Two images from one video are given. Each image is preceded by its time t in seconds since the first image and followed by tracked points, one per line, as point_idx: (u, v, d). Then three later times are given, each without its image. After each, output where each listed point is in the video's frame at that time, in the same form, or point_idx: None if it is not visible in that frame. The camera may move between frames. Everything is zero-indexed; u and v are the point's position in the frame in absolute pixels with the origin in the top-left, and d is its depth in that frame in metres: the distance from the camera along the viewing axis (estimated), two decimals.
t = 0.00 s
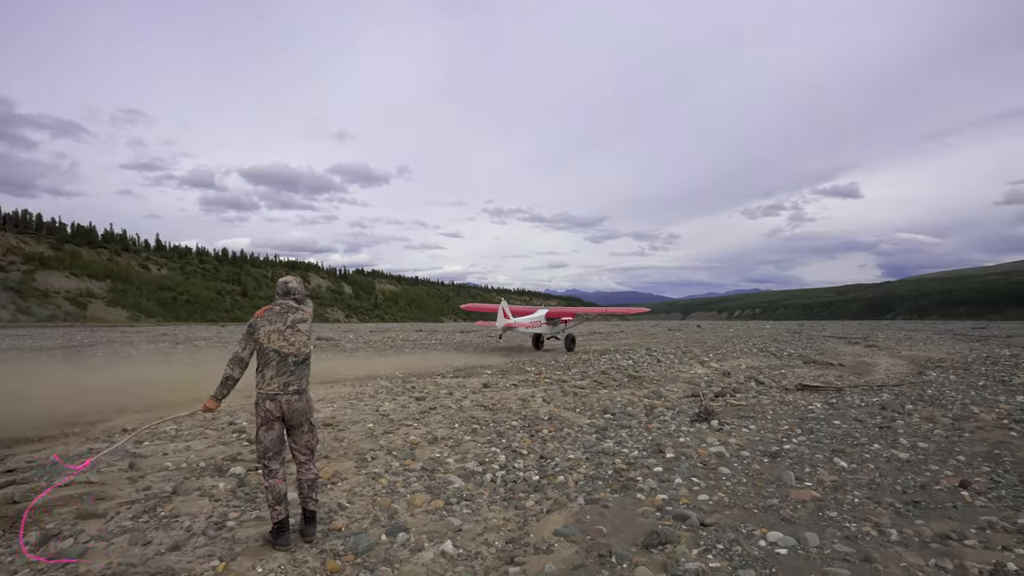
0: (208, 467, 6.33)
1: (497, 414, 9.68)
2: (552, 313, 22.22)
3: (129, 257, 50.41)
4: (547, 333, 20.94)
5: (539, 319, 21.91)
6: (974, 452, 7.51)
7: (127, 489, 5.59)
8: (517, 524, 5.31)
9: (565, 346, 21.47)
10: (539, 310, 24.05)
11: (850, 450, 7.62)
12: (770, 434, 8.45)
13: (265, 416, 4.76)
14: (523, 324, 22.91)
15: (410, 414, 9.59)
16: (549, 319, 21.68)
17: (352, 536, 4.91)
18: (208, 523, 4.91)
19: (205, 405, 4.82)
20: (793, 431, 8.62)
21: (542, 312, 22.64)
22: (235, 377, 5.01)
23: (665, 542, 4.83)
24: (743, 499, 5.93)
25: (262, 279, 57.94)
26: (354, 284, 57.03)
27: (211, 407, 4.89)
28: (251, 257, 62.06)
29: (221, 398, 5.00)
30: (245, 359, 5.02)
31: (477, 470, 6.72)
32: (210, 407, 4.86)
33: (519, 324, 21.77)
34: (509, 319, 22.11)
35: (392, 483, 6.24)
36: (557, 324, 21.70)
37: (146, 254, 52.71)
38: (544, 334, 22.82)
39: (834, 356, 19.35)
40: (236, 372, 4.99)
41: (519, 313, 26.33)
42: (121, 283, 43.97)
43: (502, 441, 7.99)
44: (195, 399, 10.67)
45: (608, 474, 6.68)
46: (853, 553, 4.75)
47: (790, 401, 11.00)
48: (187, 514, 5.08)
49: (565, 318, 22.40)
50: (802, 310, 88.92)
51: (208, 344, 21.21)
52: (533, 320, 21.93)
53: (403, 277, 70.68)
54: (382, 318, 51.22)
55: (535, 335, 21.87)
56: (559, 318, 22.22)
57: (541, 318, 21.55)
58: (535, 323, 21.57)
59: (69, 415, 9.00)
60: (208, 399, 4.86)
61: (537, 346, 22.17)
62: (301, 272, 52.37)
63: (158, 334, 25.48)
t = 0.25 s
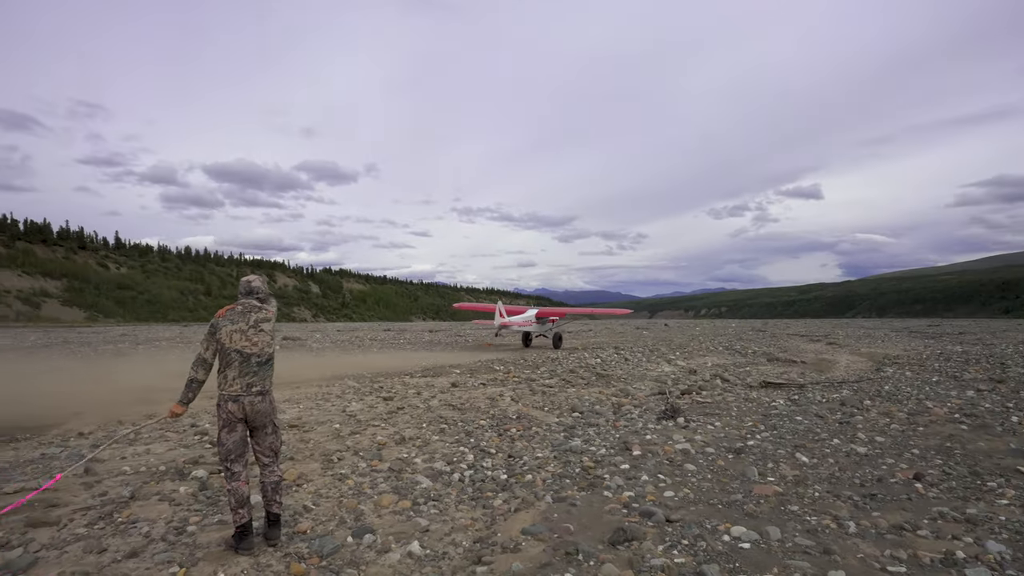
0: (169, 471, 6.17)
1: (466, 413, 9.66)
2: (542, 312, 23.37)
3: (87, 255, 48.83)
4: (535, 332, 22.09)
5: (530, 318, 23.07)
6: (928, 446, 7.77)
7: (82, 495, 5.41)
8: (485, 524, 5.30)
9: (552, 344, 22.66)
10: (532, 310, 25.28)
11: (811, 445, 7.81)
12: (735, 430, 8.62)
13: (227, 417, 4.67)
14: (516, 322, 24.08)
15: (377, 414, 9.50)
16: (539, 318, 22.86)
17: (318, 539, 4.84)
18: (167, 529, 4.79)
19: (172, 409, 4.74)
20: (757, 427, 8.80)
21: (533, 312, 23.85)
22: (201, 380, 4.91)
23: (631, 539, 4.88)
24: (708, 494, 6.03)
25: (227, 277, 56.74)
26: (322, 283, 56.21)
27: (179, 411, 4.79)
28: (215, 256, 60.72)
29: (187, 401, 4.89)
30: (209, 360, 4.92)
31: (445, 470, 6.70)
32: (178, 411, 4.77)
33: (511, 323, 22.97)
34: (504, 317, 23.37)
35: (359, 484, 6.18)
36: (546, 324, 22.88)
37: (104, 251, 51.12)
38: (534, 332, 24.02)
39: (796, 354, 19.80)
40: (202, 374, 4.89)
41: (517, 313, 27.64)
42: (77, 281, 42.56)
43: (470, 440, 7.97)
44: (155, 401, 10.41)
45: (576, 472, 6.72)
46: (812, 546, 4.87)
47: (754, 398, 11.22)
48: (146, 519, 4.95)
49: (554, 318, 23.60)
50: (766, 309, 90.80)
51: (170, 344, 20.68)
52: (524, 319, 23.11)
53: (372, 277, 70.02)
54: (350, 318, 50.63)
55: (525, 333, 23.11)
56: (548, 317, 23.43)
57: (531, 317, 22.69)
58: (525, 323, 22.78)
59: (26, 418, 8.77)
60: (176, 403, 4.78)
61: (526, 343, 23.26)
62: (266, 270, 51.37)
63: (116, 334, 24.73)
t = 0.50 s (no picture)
0: (132, 477, 6.01)
1: (438, 415, 9.61)
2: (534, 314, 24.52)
3: (48, 254, 47.37)
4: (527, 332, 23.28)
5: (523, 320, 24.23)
6: (890, 443, 7.98)
7: (40, 503, 5.24)
8: (457, 526, 5.28)
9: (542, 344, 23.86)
10: (524, 312, 26.46)
11: (779, 443, 7.96)
12: (705, 429, 8.74)
13: (192, 423, 4.57)
14: (509, 324, 25.29)
15: (348, 416, 9.40)
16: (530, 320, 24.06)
17: (286, 544, 4.76)
18: (130, 536, 4.67)
19: (141, 416, 4.66)
20: (727, 426, 8.93)
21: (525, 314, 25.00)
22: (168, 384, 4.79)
23: (603, 539, 4.90)
24: (679, 494, 6.10)
25: (195, 278, 55.58)
26: (293, 283, 55.38)
27: (146, 417, 4.69)
28: (182, 256, 59.43)
29: (154, 407, 4.77)
30: (174, 364, 4.81)
31: (417, 472, 6.66)
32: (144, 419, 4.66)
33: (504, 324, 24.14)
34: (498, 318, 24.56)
35: (329, 488, 6.10)
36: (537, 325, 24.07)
37: (67, 250, 49.68)
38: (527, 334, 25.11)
39: (764, 354, 20.15)
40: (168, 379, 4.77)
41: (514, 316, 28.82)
42: (37, 282, 41.26)
43: (442, 442, 7.94)
44: (119, 404, 10.16)
45: (548, 473, 6.73)
46: (780, 543, 4.96)
47: (724, 397, 11.40)
48: (108, 527, 4.82)
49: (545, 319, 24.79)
50: (736, 310, 92.25)
51: (135, 345, 20.18)
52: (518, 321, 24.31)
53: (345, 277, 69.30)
54: (322, 319, 50.03)
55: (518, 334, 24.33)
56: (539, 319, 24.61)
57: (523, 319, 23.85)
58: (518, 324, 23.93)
59: None
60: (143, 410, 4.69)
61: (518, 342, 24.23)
62: (236, 270, 50.40)
63: (80, 336, 24.06)
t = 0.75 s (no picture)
0: (106, 482, 5.91)
1: (420, 417, 9.57)
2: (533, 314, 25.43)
3: (20, 255, 46.31)
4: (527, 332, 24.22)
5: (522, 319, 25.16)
6: (866, 440, 8.11)
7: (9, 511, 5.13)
8: (438, 528, 5.26)
9: (541, 343, 24.88)
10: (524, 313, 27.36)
11: (759, 442, 8.05)
12: (686, 429, 8.81)
13: (168, 427, 4.51)
14: (509, 324, 26.22)
15: (329, 419, 9.32)
16: (529, 320, 25.03)
17: (265, 549, 4.71)
18: (103, 544, 4.58)
19: (116, 421, 4.58)
20: (707, 426, 9.01)
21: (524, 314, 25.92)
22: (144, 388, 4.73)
23: (584, 539, 4.92)
24: (659, 493, 6.14)
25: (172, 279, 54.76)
26: (273, 285, 54.69)
27: (122, 423, 4.61)
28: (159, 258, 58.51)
29: (129, 411, 4.70)
30: (150, 368, 4.74)
31: (397, 474, 6.63)
32: (120, 424, 4.58)
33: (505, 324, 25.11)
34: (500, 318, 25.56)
35: (309, 491, 6.04)
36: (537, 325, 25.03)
37: (40, 251, 48.66)
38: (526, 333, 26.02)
39: (744, 353, 20.35)
40: (144, 382, 4.71)
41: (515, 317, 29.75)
42: (9, 283, 40.33)
43: (424, 444, 7.91)
44: (93, 409, 9.96)
45: (530, 474, 6.74)
46: (758, 541, 5.01)
47: (704, 397, 11.50)
48: (80, 534, 4.73)
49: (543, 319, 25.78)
50: (716, 310, 93.15)
51: (110, 348, 19.81)
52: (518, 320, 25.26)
53: (326, 279, 68.76)
54: (303, 321, 49.60)
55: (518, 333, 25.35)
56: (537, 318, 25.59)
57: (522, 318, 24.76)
58: (518, 324, 24.89)
59: None
60: (119, 416, 4.61)
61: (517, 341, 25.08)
62: (215, 271, 49.62)
63: (53, 340, 23.53)
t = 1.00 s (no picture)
0: (91, 486, 5.85)
1: (410, 417, 9.55)
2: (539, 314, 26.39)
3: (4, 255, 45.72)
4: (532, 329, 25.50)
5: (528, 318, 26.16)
6: (853, 437, 8.18)
7: None
8: (428, 529, 5.26)
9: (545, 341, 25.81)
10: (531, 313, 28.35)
11: (747, 440, 8.10)
12: (676, 428, 8.85)
13: (154, 429, 4.47)
14: (516, 323, 27.25)
15: (318, 420, 9.27)
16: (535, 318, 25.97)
17: (253, 551, 4.69)
18: (88, 548, 4.54)
19: (100, 424, 4.53)
20: (697, 424, 9.05)
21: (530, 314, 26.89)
22: (129, 390, 4.68)
23: (573, 538, 4.93)
24: (649, 491, 6.16)
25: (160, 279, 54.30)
26: (262, 285, 54.30)
27: (107, 425, 4.56)
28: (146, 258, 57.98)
29: (114, 413, 4.65)
30: (135, 369, 4.70)
31: (387, 475, 6.61)
32: (105, 427, 4.53)
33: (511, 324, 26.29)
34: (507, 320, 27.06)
35: (298, 492, 6.01)
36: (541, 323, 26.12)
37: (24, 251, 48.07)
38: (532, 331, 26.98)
39: (733, 352, 20.46)
40: (129, 384, 4.66)
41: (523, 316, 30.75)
42: None
43: (414, 444, 7.89)
44: (78, 412, 9.86)
45: (519, 473, 6.74)
46: (747, 538, 5.04)
47: (694, 395, 11.55)
48: (64, 539, 4.68)
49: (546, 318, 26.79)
50: (706, 309, 93.65)
51: (96, 349, 19.62)
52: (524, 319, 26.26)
53: (315, 279, 68.45)
54: (293, 321, 49.39)
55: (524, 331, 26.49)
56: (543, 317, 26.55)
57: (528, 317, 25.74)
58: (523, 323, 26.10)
59: None
60: (103, 417, 4.56)
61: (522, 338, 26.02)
62: (203, 271, 49.16)
63: (37, 341, 23.24)
